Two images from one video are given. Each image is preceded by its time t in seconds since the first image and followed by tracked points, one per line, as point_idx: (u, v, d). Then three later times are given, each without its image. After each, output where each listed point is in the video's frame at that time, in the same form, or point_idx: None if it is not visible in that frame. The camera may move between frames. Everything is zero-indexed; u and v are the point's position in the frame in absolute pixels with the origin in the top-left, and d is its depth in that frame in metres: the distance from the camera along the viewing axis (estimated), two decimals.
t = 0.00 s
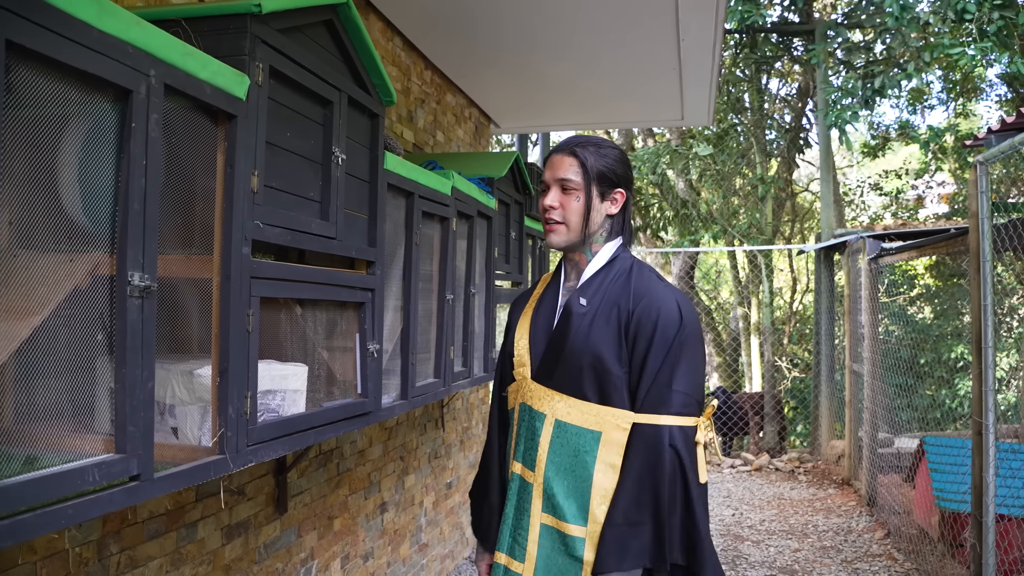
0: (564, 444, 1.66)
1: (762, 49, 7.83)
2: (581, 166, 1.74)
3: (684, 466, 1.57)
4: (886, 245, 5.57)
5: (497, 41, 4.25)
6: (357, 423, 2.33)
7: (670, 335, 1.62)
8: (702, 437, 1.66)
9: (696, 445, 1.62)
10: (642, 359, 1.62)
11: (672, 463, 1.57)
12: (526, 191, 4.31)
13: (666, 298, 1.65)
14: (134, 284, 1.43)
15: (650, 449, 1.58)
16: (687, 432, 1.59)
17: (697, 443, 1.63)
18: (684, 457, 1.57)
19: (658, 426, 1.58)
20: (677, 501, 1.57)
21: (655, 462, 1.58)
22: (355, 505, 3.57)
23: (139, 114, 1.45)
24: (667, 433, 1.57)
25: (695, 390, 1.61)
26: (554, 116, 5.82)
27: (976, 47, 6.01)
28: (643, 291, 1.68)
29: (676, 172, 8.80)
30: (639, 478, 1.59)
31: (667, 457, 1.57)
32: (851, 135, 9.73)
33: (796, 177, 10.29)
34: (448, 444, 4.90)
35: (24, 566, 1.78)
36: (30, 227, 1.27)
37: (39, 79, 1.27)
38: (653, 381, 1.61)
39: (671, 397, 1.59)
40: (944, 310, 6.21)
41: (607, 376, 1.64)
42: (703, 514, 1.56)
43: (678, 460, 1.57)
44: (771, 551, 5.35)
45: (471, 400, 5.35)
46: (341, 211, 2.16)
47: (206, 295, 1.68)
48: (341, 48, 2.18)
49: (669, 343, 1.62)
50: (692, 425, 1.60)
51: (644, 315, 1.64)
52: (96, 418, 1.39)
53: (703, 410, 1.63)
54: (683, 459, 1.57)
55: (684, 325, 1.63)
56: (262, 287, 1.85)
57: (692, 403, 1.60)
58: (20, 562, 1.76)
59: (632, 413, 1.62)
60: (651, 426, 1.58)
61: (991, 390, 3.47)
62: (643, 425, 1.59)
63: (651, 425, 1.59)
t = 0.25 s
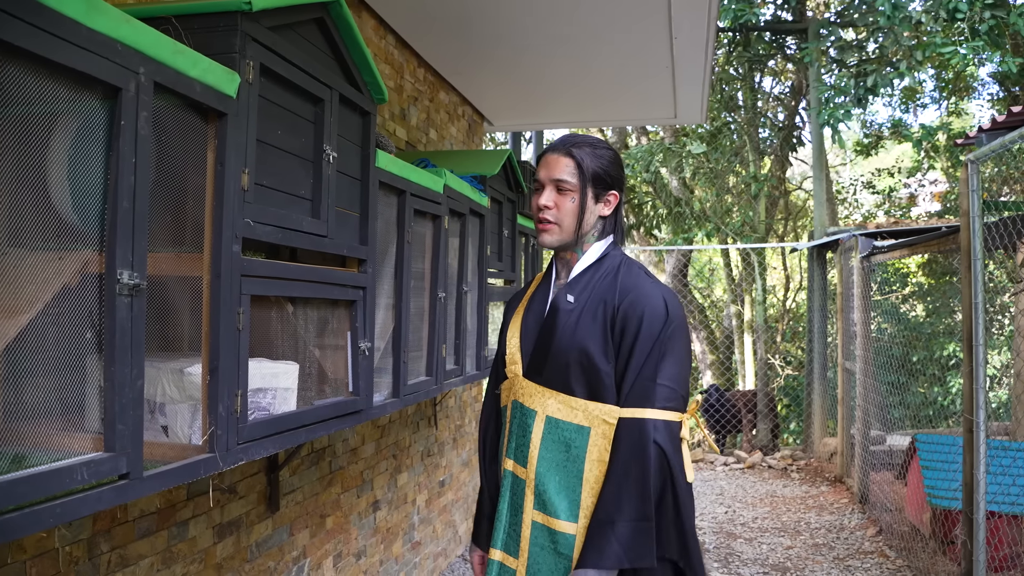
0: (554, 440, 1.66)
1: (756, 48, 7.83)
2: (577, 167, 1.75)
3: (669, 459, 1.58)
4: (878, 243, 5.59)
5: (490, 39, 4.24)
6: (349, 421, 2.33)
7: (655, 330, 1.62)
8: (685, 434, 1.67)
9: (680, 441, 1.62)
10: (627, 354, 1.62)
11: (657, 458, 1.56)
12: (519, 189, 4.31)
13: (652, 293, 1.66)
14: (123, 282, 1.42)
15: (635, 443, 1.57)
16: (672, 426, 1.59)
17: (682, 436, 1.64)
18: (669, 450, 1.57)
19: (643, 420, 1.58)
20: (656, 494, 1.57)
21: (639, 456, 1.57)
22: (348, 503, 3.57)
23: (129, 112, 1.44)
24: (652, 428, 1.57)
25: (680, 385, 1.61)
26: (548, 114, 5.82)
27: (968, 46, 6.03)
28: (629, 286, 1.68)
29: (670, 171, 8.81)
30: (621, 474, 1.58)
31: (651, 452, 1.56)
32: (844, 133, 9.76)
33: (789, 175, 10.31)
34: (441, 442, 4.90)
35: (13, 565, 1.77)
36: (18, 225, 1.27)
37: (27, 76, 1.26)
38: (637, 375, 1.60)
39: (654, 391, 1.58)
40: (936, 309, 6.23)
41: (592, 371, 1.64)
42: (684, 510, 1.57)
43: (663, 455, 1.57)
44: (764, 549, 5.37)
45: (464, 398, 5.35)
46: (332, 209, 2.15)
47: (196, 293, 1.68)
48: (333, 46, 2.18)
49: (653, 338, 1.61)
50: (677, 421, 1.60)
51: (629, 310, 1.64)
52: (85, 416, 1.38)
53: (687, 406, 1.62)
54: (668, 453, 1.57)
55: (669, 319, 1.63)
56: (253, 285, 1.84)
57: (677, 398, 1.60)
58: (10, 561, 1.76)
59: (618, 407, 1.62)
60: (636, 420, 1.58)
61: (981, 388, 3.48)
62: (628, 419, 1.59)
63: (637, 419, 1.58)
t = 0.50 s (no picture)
0: (543, 437, 1.65)
1: (748, 48, 7.85)
2: (610, 169, 1.80)
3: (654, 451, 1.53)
4: (870, 243, 5.61)
5: (483, 38, 4.24)
6: (340, 421, 2.33)
7: (647, 321, 1.61)
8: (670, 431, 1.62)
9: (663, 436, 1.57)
10: (619, 344, 1.61)
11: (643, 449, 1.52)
12: (511, 189, 4.31)
13: (646, 288, 1.66)
14: (112, 282, 1.42)
15: (620, 433, 1.53)
16: (657, 419, 1.55)
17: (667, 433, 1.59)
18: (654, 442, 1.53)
19: (628, 411, 1.54)
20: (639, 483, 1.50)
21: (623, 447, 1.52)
22: (340, 503, 3.57)
23: (118, 111, 1.44)
24: (639, 418, 1.53)
25: (669, 376, 1.59)
26: (541, 113, 5.82)
27: (960, 47, 6.05)
28: (623, 280, 1.68)
29: (663, 170, 8.83)
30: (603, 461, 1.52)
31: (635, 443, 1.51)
32: (837, 134, 9.79)
33: (782, 175, 10.34)
34: (433, 442, 4.90)
35: (2, 565, 1.77)
36: (8, 224, 1.27)
37: (15, 75, 1.26)
38: (628, 365, 1.58)
39: (645, 380, 1.56)
40: (928, 309, 6.25)
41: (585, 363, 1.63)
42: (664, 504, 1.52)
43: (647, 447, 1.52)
44: (756, 548, 5.38)
45: (457, 398, 5.36)
46: (323, 209, 2.15)
47: (186, 293, 1.67)
48: (324, 45, 2.18)
49: (646, 328, 1.61)
50: (662, 414, 1.56)
51: (622, 302, 1.64)
52: (74, 417, 1.38)
53: (674, 400, 1.59)
54: (654, 445, 1.53)
55: (662, 313, 1.63)
56: (243, 284, 1.84)
57: (664, 391, 1.56)
58: None
59: (606, 403, 1.61)
60: (621, 412, 1.55)
61: (971, 389, 3.51)
62: (615, 412, 1.55)
63: (623, 411, 1.54)
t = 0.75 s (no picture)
0: (558, 436, 1.65)
1: (744, 48, 7.89)
2: (614, 164, 1.84)
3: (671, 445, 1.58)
4: (864, 243, 5.62)
5: (479, 39, 4.25)
6: (335, 421, 2.33)
7: (660, 319, 1.67)
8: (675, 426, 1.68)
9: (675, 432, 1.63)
10: (633, 342, 1.66)
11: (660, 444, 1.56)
12: (507, 189, 4.31)
13: (655, 287, 1.71)
14: (107, 281, 1.42)
15: (641, 429, 1.56)
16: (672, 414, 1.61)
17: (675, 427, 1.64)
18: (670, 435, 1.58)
19: (645, 407, 1.58)
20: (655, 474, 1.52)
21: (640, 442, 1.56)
22: (335, 503, 3.57)
23: (112, 110, 1.44)
24: (658, 414, 1.58)
25: (680, 373, 1.66)
26: (536, 113, 5.82)
27: (955, 47, 6.07)
28: (632, 279, 1.73)
29: (658, 171, 8.85)
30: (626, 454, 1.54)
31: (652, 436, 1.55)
32: (832, 134, 9.81)
33: (777, 176, 10.36)
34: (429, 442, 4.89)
35: None
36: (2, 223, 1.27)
37: (10, 74, 1.26)
38: (643, 363, 1.63)
39: (661, 377, 1.61)
40: (923, 309, 6.26)
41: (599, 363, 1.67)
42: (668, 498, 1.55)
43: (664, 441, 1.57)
44: (752, 548, 5.39)
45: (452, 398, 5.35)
46: (318, 208, 2.15)
47: (180, 292, 1.67)
48: (319, 45, 2.18)
49: (659, 326, 1.66)
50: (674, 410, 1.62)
51: (634, 301, 1.69)
52: (68, 417, 1.38)
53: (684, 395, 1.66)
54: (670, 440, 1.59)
55: (673, 311, 1.69)
56: (238, 284, 1.84)
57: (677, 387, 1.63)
58: None
59: (622, 399, 1.63)
60: (638, 408, 1.59)
61: (967, 389, 3.52)
62: (631, 409, 1.60)
63: (640, 407, 1.59)
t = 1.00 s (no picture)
0: (571, 443, 1.69)
1: (744, 48, 7.93)
2: (624, 169, 1.80)
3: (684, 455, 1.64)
4: (865, 244, 5.62)
5: (479, 40, 4.25)
6: (335, 421, 2.33)
7: (672, 330, 1.71)
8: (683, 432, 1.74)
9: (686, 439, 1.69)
10: (647, 354, 1.69)
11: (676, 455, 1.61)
12: (507, 190, 4.32)
13: (666, 295, 1.75)
14: (108, 283, 1.42)
15: (658, 440, 1.62)
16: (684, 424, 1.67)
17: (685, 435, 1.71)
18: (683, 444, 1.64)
19: (662, 417, 1.64)
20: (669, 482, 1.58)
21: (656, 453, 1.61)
22: (336, 504, 3.57)
23: (114, 112, 1.44)
24: (675, 426, 1.63)
25: (691, 381, 1.72)
26: (536, 114, 5.83)
27: (955, 47, 6.07)
28: (643, 288, 1.75)
29: (659, 171, 8.85)
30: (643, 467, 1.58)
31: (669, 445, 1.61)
32: (832, 135, 9.81)
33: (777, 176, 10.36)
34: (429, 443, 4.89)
35: None
36: (5, 225, 1.27)
37: (11, 76, 1.26)
38: (658, 375, 1.67)
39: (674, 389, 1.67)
40: (923, 309, 6.26)
41: (613, 373, 1.69)
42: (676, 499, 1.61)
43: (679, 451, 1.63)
44: (752, 549, 5.39)
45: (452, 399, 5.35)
46: (319, 209, 2.15)
47: (182, 294, 1.68)
48: (320, 46, 2.18)
49: (672, 338, 1.71)
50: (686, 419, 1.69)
51: (647, 311, 1.71)
52: (70, 418, 1.38)
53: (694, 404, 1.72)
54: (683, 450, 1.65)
55: (684, 321, 1.74)
56: (239, 285, 1.84)
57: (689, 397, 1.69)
58: None
59: (636, 407, 1.67)
60: (654, 418, 1.64)
61: (968, 389, 3.52)
62: (648, 419, 1.64)
63: (656, 418, 1.64)
